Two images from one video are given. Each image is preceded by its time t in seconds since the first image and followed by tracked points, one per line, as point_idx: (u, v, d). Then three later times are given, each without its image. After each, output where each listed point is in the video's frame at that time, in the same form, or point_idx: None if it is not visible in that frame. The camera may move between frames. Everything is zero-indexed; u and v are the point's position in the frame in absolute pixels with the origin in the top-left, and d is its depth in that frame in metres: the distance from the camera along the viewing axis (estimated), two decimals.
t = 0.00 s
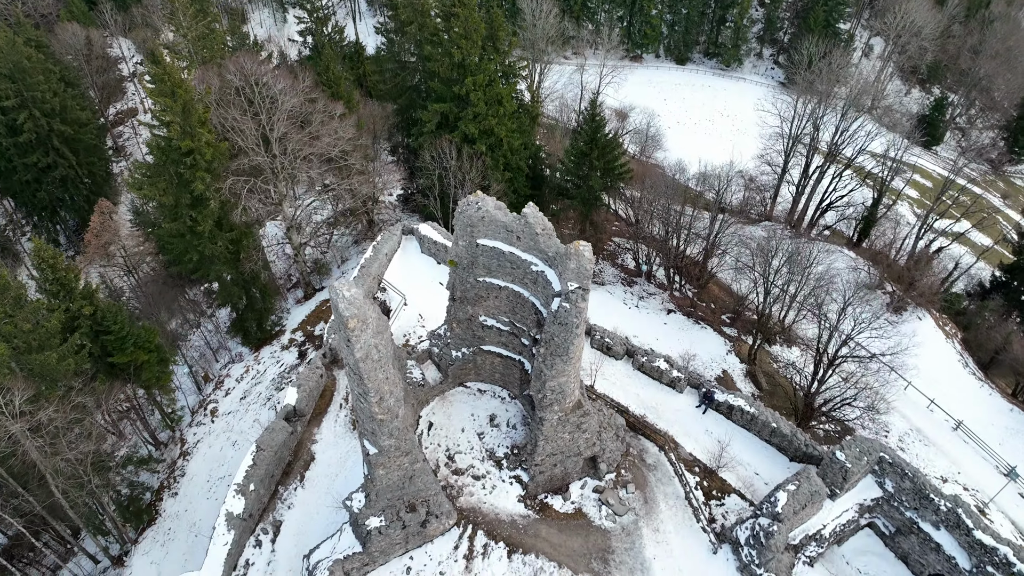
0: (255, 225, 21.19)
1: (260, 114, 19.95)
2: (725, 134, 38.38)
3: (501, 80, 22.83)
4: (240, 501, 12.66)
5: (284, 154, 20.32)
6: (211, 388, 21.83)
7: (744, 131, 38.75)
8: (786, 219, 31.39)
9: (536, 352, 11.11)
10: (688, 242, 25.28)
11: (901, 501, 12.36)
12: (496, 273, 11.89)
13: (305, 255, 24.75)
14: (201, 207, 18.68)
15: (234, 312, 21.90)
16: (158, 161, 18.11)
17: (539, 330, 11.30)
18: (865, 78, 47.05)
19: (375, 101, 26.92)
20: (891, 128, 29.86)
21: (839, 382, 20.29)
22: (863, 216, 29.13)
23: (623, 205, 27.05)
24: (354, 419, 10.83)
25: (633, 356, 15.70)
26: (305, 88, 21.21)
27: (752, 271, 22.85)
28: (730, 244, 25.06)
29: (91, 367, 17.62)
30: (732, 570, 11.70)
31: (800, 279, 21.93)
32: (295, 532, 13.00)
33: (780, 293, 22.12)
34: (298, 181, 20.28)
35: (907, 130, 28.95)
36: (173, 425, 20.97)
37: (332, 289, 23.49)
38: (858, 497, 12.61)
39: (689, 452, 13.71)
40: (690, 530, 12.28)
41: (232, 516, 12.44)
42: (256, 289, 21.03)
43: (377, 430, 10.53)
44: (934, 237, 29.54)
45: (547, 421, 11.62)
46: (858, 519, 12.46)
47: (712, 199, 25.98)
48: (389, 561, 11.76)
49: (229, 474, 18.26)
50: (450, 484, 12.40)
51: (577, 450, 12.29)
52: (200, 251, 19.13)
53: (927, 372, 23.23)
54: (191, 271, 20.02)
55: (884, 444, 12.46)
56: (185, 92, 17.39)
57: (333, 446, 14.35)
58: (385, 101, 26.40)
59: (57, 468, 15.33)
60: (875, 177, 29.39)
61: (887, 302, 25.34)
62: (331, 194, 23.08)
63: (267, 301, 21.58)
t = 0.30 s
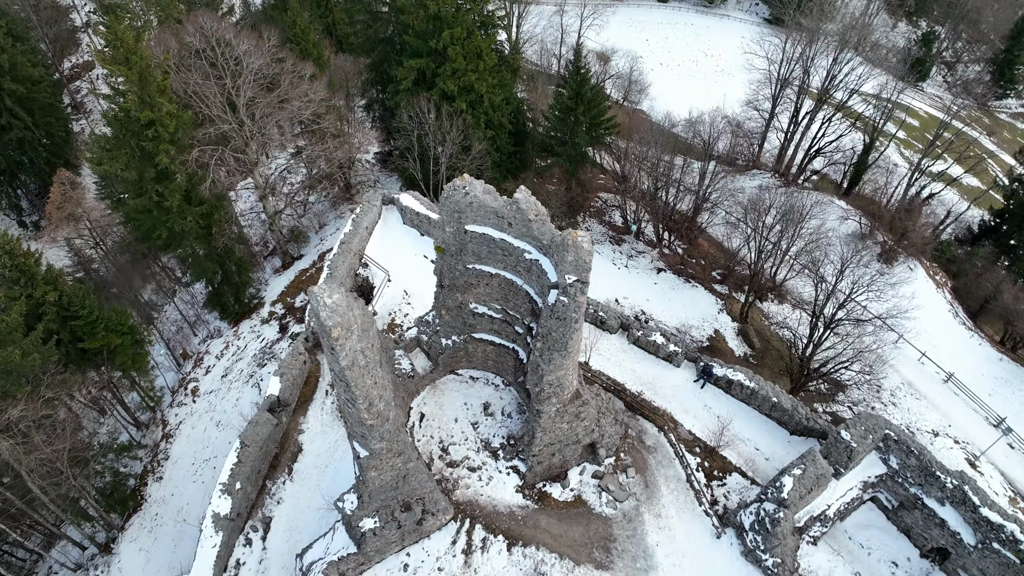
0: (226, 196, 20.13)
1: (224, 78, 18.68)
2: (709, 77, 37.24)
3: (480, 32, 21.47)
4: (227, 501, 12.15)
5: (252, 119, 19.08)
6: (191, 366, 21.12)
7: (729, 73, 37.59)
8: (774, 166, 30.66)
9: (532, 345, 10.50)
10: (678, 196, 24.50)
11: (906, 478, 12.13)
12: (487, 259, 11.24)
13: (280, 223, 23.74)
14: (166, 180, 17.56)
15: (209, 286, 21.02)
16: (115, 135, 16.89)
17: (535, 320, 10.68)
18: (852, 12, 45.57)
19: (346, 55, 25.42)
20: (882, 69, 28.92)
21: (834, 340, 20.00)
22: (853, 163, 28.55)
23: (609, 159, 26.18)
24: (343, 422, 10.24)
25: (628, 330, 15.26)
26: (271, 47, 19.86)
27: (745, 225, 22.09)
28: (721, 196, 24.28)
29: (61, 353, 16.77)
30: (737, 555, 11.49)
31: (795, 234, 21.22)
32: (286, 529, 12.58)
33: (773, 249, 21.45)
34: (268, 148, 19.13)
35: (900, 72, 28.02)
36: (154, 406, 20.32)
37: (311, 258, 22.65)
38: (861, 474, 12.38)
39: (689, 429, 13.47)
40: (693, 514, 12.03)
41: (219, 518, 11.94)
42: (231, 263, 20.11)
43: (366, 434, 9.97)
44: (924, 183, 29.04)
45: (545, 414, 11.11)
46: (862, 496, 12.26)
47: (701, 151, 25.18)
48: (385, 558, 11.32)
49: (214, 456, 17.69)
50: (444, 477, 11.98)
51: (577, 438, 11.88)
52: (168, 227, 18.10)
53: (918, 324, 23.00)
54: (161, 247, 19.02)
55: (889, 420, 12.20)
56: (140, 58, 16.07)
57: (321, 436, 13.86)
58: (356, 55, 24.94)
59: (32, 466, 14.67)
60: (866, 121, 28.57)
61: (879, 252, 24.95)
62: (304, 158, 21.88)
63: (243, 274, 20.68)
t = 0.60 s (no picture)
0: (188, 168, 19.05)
1: (175, 41, 17.33)
2: (684, 11, 36.01)
3: None
4: (216, 502, 11.73)
5: (209, 84, 17.82)
6: (166, 346, 20.41)
7: (706, 6, 36.48)
8: (755, 106, 29.99)
9: (527, 334, 10.01)
10: (660, 145, 23.76)
11: (905, 441, 12.06)
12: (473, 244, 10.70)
13: (248, 190, 22.71)
14: (121, 156, 16.43)
15: (178, 262, 20.12)
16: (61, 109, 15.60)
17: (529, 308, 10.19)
18: None
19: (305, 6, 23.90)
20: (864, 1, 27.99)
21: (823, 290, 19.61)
22: (835, 101, 27.99)
23: (588, 108, 25.29)
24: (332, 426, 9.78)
25: (620, 300, 14.99)
26: (223, 4, 18.45)
27: (730, 172, 21.33)
28: (705, 142, 23.55)
29: (25, 345, 15.89)
30: (740, 528, 11.41)
31: (782, 180, 20.50)
32: (279, 524, 12.25)
33: (760, 196, 20.76)
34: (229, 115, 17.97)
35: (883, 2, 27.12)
36: (132, 390, 19.69)
37: (283, 226, 21.78)
38: (861, 440, 12.31)
39: (685, 399, 13.31)
40: (694, 489, 11.92)
41: (209, 520, 11.55)
42: (199, 237, 19.18)
43: (358, 438, 9.52)
44: (906, 118, 28.58)
45: (542, 401, 10.73)
46: (861, 461, 12.23)
47: (682, 95, 24.37)
48: (383, 553, 10.99)
49: (198, 440, 17.12)
50: (441, 467, 11.70)
51: (575, 421, 11.63)
52: (129, 205, 17.03)
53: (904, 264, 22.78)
54: (123, 225, 17.99)
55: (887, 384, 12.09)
56: (81, 25, 14.72)
57: (309, 426, 13.46)
58: (316, 6, 23.46)
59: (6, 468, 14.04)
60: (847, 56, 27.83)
61: (862, 193, 24.57)
62: (268, 121, 20.69)
63: (213, 249, 19.79)
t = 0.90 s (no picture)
0: (159, 138, 18.07)
1: (134, 2, 16.17)
2: None
3: None
4: (216, 497, 11.45)
5: (173, 49, 16.75)
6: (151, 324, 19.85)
7: None
8: (744, 46, 29.10)
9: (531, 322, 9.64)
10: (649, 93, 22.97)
11: (911, 406, 12.01)
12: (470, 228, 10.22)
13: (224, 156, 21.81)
14: (86, 131, 15.48)
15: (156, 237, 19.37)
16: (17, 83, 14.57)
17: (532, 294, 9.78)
18: None
19: None
20: None
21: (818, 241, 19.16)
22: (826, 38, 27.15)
23: (574, 55, 24.35)
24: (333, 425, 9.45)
25: (619, 268, 14.65)
26: None
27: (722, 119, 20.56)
28: (695, 88, 22.76)
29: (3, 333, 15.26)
30: (748, 501, 11.37)
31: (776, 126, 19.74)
32: (282, 513, 12.04)
33: (753, 144, 20.03)
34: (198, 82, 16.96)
35: None
36: (119, 372, 19.20)
37: (263, 192, 20.97)
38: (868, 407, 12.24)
39: (689, 369, 13.21)
40: (701, 463, 11.84)
41: (211, 517, 11.29)
42: (176, 211, 18.40)
43: (360, 438, 9.20)
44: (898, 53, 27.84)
45: (548, 387, 10.46)
46: (867, 427, 12.18)
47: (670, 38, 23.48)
48: (391, 541, 10.72)
49: (191, 419, 16.67)
50: (445, 453, 11.50)
51: (580, 401, 11.43)
52: (99, 182, 16.16)
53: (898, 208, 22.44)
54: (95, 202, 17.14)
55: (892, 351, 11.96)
56: None
57: (307, 412, 13.20)
58: None
59: None
60: None
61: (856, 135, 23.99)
62: (239, 83, 19.66)
63: (191, 222, 19.02)
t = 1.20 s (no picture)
0: (134, 115, 17.31)
1: None
2: None
3: None
4: (222, 494, 11.22)
5: (143, 21, 15.88)
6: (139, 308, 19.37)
7: None
8: None
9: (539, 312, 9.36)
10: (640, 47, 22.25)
11: (919, 373, 11.97)
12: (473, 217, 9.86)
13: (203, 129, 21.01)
14: (57, 112, 14.69)
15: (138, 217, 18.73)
16: None
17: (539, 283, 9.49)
18: None
19: None
20: None
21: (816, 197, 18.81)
22: None
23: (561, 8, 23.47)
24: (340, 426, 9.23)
25: (620, 240, 14.46)
26: None
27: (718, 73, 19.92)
28: (686, 41, 22.06)
29: None
30: (758, 476, 11.38)
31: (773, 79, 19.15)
32: (290, 506, 11.89)
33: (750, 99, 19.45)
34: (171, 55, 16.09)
35: None
36: (111, 357, 18.81)
37: (245, 165, 20.27)
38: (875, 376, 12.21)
39: (695, 340, 13.15)
40: (710, 439, 11.80)
41: (217, 514, 11.06)
42: (157, 191, 17.74)
43: (369, 439, 8.99)
44: None
45: (557, 375, 10.29)
46: (875, 396, 12.17)
47: None
48: (403, 531, 10.49)
49: (187, 403, 16.32)
50: (453, 442, 11.34)
51: (589, 384, 11.31)
52: (75, 165, 15.44)
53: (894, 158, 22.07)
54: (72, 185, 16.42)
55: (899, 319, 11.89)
56: None
57: (308, 402, 13.01)
58: None
59: None
60: None
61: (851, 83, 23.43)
62: (214, 52, 18.79)
63: (173, 201, 18.38)
